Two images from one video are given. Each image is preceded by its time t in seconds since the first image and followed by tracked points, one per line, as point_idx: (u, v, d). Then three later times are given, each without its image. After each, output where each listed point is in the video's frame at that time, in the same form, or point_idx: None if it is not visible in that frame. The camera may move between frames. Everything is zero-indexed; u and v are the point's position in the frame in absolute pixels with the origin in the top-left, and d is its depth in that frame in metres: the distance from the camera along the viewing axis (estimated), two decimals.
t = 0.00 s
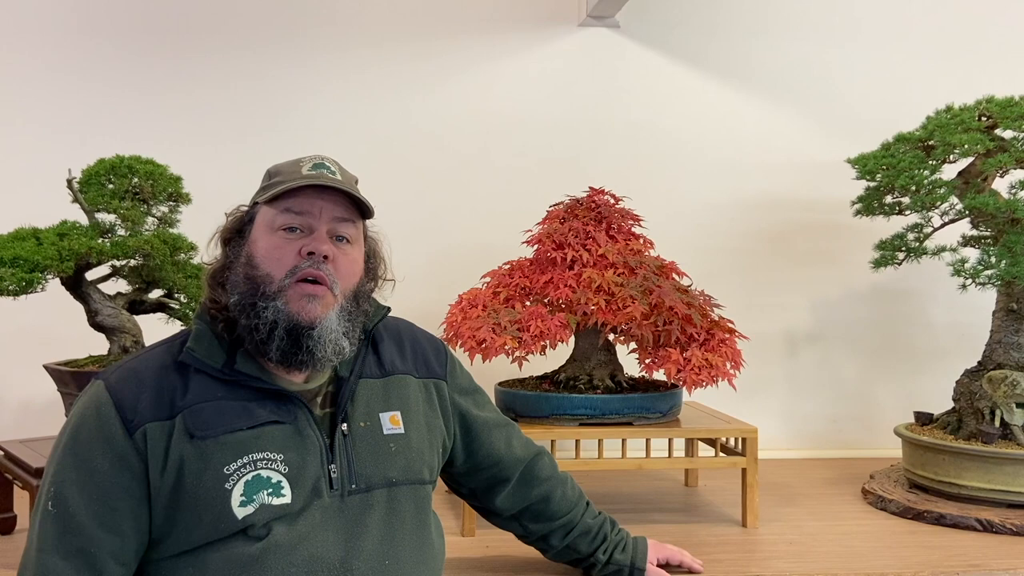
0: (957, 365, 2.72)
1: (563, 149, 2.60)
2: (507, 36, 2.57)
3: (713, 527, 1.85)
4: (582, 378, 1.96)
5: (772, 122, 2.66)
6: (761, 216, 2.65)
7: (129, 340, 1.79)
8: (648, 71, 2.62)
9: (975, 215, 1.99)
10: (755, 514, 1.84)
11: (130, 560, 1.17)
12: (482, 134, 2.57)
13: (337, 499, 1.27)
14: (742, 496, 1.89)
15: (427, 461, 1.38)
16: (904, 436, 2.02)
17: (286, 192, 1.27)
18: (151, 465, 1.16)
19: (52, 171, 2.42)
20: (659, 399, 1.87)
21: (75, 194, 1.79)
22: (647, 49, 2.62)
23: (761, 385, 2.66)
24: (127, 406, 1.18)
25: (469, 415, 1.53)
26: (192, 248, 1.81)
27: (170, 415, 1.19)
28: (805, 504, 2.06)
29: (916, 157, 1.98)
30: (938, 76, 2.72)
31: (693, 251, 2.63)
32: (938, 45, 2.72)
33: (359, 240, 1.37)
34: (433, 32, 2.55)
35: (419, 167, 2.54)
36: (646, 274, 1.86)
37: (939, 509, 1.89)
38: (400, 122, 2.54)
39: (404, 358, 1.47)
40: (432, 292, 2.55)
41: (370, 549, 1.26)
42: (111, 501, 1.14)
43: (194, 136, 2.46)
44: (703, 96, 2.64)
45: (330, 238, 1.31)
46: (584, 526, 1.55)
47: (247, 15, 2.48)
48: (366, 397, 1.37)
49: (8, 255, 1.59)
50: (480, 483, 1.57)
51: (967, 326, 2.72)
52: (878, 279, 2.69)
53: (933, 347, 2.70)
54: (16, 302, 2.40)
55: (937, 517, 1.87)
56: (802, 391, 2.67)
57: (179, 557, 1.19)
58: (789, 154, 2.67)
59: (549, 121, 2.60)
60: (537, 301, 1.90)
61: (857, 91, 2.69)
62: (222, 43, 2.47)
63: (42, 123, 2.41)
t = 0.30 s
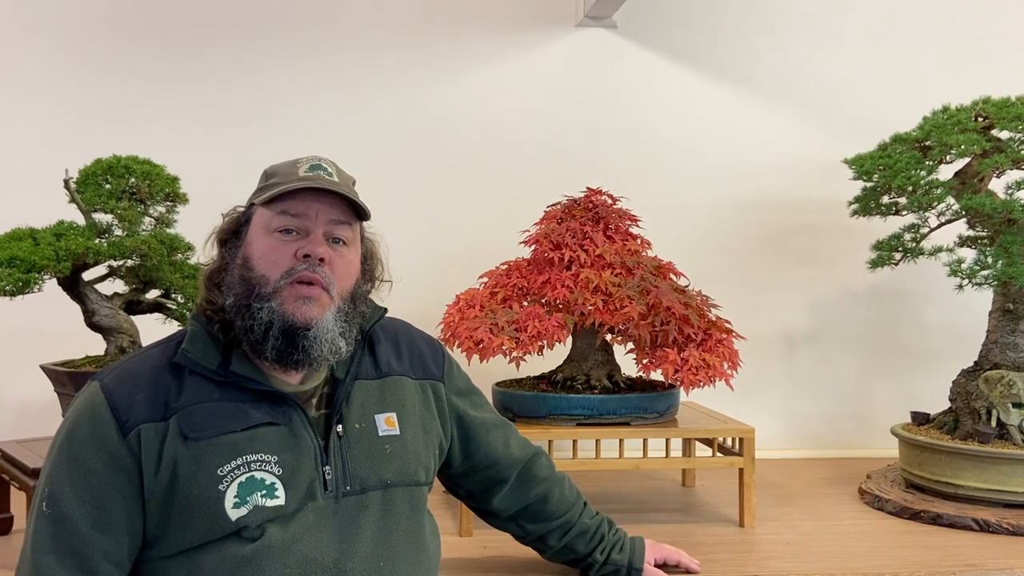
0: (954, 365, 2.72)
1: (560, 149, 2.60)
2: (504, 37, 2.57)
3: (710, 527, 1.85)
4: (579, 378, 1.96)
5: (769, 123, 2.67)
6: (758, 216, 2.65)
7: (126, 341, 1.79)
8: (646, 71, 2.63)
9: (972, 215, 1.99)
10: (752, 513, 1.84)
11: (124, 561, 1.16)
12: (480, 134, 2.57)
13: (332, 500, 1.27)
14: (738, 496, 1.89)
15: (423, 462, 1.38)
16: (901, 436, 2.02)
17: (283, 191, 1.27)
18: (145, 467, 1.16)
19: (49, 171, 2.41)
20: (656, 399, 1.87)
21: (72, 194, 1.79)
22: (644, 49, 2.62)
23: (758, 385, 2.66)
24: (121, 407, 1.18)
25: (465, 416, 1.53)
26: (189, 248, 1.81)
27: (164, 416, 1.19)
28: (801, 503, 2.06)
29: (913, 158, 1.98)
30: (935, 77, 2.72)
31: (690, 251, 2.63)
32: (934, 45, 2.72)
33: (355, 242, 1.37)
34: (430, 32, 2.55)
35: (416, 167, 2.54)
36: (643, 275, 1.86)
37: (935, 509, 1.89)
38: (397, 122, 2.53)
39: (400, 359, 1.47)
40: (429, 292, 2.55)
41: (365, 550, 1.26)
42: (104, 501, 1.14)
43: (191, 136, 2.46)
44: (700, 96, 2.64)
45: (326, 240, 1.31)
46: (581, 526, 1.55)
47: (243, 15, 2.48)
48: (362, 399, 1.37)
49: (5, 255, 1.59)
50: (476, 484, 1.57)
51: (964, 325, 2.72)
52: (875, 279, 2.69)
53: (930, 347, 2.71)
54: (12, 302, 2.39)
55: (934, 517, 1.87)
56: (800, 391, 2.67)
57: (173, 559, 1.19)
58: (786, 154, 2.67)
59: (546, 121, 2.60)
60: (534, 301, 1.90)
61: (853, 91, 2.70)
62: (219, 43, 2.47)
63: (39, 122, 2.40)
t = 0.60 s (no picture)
0: (951, 365, 2.73)
1: (558, 149, 2.61)
2: (502, 37, 2.57)
3: (708, 527, 1.85)
4: (578, 378, 1.96)
5: (768, 123, 2.67)
6: (756, 216, 2.66)
7: (124, 341, 1.79)
8: (644, 71, 2.63)
9: (969, 215, 2.00)
10: (750, 513, 1.84)
11: (121, 560, 1.17)
12: (478, 134, 2.57)
13: (331, 498, 1.27)
14: (737, 496, 1.89)
15: (422, 461, 1.38)
16: (899, 435, 2.03)
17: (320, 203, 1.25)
18: (143, 465, 1.16)
19: (46, 171, 2.41)
20: (655, 399, 1.87)
21: (71, 195, 1.79)
22: (642, 49, 2.62)
23: (756, 384, 2.66)
24: (120, 406, 1.18)
25: (463, 415, 1.53)
26: (187, 248, 1.81)
27: (163, 415, 1.19)
28: (800, 503, 2.06)
29: (911, 158, 1.99)
30: (933, 76, 2.73)
31: (689, 252, 2.64)
32: (932, 45, 2.73)
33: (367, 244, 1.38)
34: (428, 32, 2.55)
35: (414, 167, 2.54)
36: (642, 274, 1.87)
37: (933, 508, 1.89)
38: (395, 122, 2.53)
39: (399, 359, 1.47)
40: (428, 292, 2.55)
41: (365, 549, 1.26)
42: (101, 501, 1.15)
43: (188, 136, 2.46)
44: (698, 96, 2.65)
45: (352, 246, 1.31)
46: (580, 526, 1.55)
47: (242, 15, 2.48)
48: (362, 397, 1.36)
49: (3, 255, 1.59)
50: (475, 484, 1.58)
51: (962, 325, 2.73)
52: (873, 279, 2.70)
53: (928, 348, 2.71)
54: (10, 303, 2.39)
55: (932, 517, 1.87)
56: (798, 391, 2.68)
57: (173, 558, 1.19)
58: (784, 154, 2.67)
59: (544, 121, 2.60)
60: (533, 301, 1.90)
61: (851, 91, 2.70)
62: (217, 43, 2.47)
63: (36, 122, 2.40)
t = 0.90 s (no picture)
0: (949, 364, 2.74)
1: (557, 149, 2.61)
2: (501, 37, 2.57)
3: (707, 526, 1.86)
4: (577, 378, 1.96)
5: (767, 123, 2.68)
6: (754, 217, 2.66)
7: (124, 341, 1.79)
8: (642, 71, 2.63)
9: (968, 215, 2.00)
10: (749, 512, 1.85)
11: (126, 557, 1.17)
12: (477, 134, 2.57)
13: (337, 497, 1.27)
14: (736, 495, 1.90)
15: (426, 459, 1.39)
16: (897, 435, 2.03)
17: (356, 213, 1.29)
18: (151, 462, 1.16)
19: (45, 171, 2.41)
20: (654, 398, 1.87)
21: (71, 194, 1.79)
22: (641, 48, 2.63)
23: (755, 384, 2.67)
24: (126, 404, 1.18)
25: (463, 414, 1.54)
26: (187, 248, 1.81)
27: (170, 413, 1.20)
28: (799, 502, 2.07)
29: (909, 158, 1.99)
30: (931, 76, 2.74)
31: (687, 251, 2.64)
32: (930, 45, 2.73)
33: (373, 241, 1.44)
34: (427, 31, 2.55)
35: (413, 167, 2.54)
36: (641, 274, 1.87)
37: (932, 507, 1.90)
38: (394, 122, 2.54)
39: (400, 358, 1.48)
40: (427, 292, 2.55)
41: (370, 547, 1.26)
42: (108, 498, 1.15)
43: (187, 136, 2.46)
44: (696, 96, 2.65)
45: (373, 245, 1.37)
46: (580, 524, 1.55)
47: (240, 15, 2.48)
48: (364, 396, 1.37)
49: (3, 255, 1.58)
50: (475, 484, 1.58)
51: (960, 325, 2.73)
52: (871, 279, 2.70)
53: (926, 347, 2.72)
54: (9, 302, 2.39)
55: (930, 516, 1.88)
56: (797, 391, 2.68)
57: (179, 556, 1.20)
58: (782, 154, 2.68)
59: (543, 121, 2.60)
60: (533, 300, 1.90)
61: (849, 91, 2.71)
62: (216, 43, 2.47)
63: (34, 122, 2.40)
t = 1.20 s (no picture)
0: (947, 364, 2.74)
1: (556, 149, 2.61)
2: (500, 36, 2.57)
3: (707, 526, 1.86)
4: (577, 377, 1.97)
5: (765, 123, 2.68)
6: (753, 217, 2.67)
7: (124, 341, 1.79)
8: (641, 71, 2.63)
9: (966, 215, 2.00)
10: (748, 511, 1.85)
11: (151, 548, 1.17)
12: (476, 134, 2.57)
13: (340, 494, 1.28)
14: (735, 495, 1.90)
15: (428, 457, 1.39)
16: (896, 434, 2.04)
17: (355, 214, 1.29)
18: (168, 455, 1.18)
19: (43, 171, 2.40)
20: (654, 398, 1.88)
21: (70, 194, 1.79)
22: (640, 48, 2.63)
23: (753, 383, 2.67)
24: (141, 398, 1.19)
25: (463, 412, 1.54)
26: (187, 248, 1.81)
27: (183, 408, 1.20)
28: (798, 502, 2.07)
29: (907, 158, 1.99)
30: (929, 76, 2.74)
31: (686, 251, 2.64)
32: (928, 45, 2.74)
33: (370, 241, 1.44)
34: (426, 31, 2.55)
35: (412, 166, 2.54)
36: (641, 274, 1.88)
37: (930, 507, 1.90)
38: (393, 121, 2.54)
39: (400, 356, 1.48)
40: (426, 291, 2.56)
41: (373, 545, 1.26)
42: (135, 487, 1.15)
43: (185, 135, 2.45)
44: (695, 96, 2.65)
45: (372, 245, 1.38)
46: (579, 524, 1.55)
47: (239, 14, 2.47)
48: (366, 395, 1.37)
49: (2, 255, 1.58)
50: (474, 483, 1.58)
51: (958, 325, 2.74)
52: (869, 278, 2.71)
53: (924, 347, 2.73)
54: (8, 302, 2.39)
55: (929, 515, 1.88)
56: (795, 391, 2.69)
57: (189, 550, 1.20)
58: (781, 153, 2.68)
59: (542, 121, 2.60)
60: (532, 300, 1.90)
61: (848, 91, 2.71)
62: (214, 42, 2.46)
63: (32, 122, 2.40)
